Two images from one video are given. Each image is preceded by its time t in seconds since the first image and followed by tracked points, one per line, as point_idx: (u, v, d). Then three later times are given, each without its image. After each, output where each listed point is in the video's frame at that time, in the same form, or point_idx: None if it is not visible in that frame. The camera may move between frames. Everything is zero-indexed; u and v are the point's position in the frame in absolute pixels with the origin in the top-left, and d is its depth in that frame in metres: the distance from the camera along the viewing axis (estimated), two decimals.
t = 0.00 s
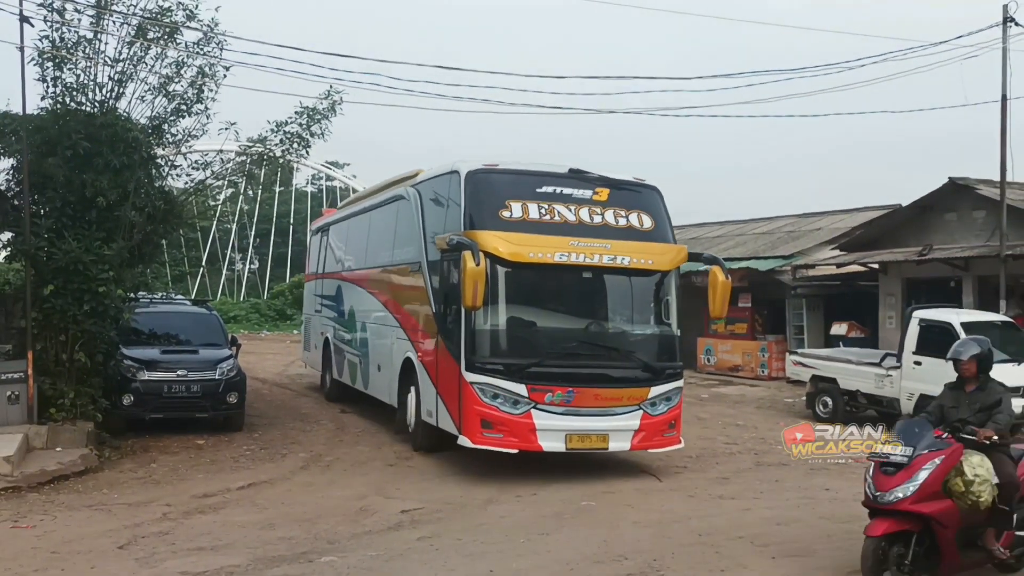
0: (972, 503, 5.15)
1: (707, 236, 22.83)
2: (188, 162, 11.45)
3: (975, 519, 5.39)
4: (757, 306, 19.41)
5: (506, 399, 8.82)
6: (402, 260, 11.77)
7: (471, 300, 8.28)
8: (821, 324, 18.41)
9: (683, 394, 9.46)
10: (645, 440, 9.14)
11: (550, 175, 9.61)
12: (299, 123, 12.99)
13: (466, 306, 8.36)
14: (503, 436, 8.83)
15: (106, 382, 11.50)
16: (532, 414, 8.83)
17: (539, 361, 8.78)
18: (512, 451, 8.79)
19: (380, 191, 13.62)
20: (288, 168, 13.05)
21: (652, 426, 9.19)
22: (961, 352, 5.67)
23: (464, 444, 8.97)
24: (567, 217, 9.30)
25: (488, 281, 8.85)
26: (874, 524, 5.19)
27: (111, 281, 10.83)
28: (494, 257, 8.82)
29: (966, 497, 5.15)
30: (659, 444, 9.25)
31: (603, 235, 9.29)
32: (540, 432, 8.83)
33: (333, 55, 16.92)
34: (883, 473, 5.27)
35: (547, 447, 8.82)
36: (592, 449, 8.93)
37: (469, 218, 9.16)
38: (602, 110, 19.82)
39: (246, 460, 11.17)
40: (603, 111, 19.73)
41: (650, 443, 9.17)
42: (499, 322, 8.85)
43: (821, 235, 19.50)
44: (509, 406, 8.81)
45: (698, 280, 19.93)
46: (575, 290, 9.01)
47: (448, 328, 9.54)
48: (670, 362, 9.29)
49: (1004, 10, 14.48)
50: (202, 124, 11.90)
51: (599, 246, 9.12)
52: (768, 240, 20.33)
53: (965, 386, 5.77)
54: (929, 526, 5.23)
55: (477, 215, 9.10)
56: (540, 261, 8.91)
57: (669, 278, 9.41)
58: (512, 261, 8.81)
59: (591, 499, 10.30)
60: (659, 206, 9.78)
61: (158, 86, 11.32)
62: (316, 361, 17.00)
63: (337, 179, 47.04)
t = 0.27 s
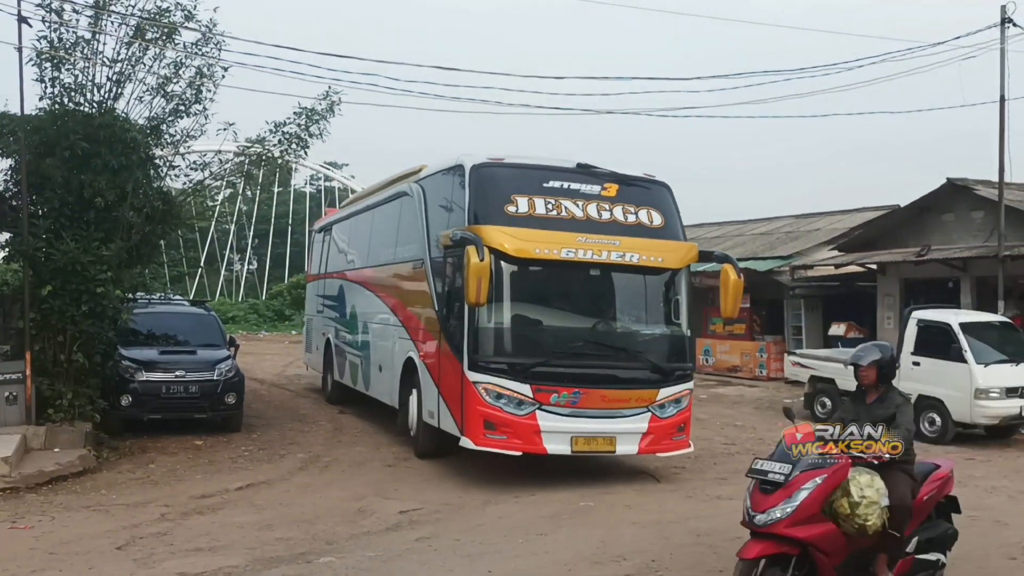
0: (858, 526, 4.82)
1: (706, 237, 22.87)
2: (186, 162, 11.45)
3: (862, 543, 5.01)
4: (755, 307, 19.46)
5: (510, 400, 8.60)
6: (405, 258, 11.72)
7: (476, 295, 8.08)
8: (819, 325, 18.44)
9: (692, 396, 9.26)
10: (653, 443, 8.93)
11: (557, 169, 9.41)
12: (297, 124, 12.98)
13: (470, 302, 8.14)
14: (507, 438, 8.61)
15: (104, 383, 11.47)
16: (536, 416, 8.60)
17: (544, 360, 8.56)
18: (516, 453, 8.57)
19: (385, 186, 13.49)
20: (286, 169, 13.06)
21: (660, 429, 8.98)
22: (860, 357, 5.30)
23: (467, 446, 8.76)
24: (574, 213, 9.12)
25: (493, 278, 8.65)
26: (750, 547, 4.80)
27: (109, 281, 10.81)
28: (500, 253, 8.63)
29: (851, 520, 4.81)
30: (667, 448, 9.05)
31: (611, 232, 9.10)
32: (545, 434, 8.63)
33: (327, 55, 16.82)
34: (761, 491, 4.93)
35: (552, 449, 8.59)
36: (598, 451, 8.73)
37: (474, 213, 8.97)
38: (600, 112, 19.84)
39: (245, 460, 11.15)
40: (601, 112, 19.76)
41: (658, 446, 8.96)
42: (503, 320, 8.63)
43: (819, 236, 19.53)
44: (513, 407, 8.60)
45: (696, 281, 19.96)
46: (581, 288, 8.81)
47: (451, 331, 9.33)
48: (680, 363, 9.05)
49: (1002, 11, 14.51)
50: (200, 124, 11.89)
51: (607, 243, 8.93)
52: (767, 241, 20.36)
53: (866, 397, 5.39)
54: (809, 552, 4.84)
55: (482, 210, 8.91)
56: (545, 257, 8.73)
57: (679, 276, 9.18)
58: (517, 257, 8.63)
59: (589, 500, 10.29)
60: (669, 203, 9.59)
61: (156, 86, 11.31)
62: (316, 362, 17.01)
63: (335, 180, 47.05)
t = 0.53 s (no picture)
0: (725, 547, 4.48)
1: (704, 238, 22.89)
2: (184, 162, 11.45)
3: (727, 564, 4.68)
4: (753, 308, 19.48)
5: (509, 407, 8.37)
6: (404, 258, 11.66)
7: (472, 300, 7.82)
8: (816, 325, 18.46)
9: (698, 401, 8.91)
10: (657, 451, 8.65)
11: (558, 167, 9.18)
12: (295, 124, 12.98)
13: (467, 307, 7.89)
14: (506, 447, 8.37)
15: (101, 383, 11.45)
16: (536, 423, 8.37)
17: (544, 366, 8.33)
18: (515, 462, 8.32)
19: (383, 186, 13.58)
20: (284, 169, 13.06)
21: (665, 436, 8.68)
22: (740, 362, 4.94)
23: (465, 455, 8.53)
24: (575, 212, 8.87)
25: (491, 281, 8.41)
26: (604, 568, 4.40)
27: (106, 282, 10.80)
28: (498, 255, 8.38)
29: (719, 540, 4.46)
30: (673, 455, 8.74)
31: (613, 231, 8.85)
32: (545, 442, 8.39)
33: (322, 54, 16.74)
34: (620, 506, 4.52)
35: (552, 457, 8.35)
36: (600, 460, 8.49)
37: (471, 213, 8.75)
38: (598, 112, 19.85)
39: (242, 461, 11.13)
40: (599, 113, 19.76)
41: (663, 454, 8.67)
42: (502, 324, 8.39)
43: (816, 236, 19.55)
44: (512, 415, 8.36)
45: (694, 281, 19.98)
46: (582, 291, 8.57)
47: (450, 332, 9.23)
48: (685, 367, 8.78)
49: (999, 12, 14.53)
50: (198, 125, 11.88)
51: (609, 244, 8.67)
52: (765, 241, 20.38)
53: (747, 406, 5.08)
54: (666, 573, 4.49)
55: (480, 210, 8.71)
56: (545, 259, 8.48)
57: (684, 277, 8.91)
58: (516, 259, 8.38)
59: (587, 501, 10.28)
60: (674, 201, 9.31)
61: (153, 87, 11.30)
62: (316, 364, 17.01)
63: (333, 180, 47.03)
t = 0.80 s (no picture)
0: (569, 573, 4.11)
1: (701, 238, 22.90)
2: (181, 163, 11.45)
3: None
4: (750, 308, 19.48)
5: (506, 415, 7.92)
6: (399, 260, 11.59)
7: (464, 305, 7.49)
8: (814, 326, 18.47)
9: (703, 403, 8.41)
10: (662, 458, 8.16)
11: (553, 165, 8.81)
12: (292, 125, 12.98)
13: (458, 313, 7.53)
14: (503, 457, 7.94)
15: (98, 384, 11.42)
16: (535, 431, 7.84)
17: (540, 371, 7.85)
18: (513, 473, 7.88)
19: (377, 186, 13.57)
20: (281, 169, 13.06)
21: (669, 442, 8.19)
22: (604, 367, 4.57)
23: (462, 466, 8.12)
24: (571, 211, 8.48)
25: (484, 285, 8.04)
26: None
27: (103, 282, 10.78)
28: (492, 258, 8.02)
29: (561, 565, 4.10)
30: (677, 462, 8.24)
31: (611, 230, 8.44)
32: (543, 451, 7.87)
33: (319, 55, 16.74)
34: (451, 529, 4.13)
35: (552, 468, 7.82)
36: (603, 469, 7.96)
37: (463, 214, 8.40)
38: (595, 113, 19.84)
39: (238, 461, 11.11)
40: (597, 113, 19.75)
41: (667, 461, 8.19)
42: (500, 329, 8.02)
43: (814, 237, 19.56)
44: (509, 423, 7.91)
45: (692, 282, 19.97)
46: (581, 292, 8.14)
47: (444, 328, 9.05)
48: (691, 370, 8.27)
49: (996, 13, 14.55)
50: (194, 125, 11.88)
51: (607, 242, 8.25)
52: (762, 242, 20.38)
53: (611, 414, 4.70)
54: None
55: (472, 211, 8.36)
56: (540, 260, 8.07)
57: (687, 275, 8.47)
58: (510, 261, 7.99)
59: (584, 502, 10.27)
60: (674, 197, 8.93)
61: (150, 87, 11.30)
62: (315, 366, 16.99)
63: (330, 181, 47.01)
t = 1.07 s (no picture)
0: None
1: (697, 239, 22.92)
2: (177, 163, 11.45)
3: None
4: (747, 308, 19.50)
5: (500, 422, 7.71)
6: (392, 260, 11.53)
7: (452, 308, 7.18)
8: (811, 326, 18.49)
9: (705, 407, 8.32)
10: (663, 462, 8.03)
11: (546, 160, 8.52)
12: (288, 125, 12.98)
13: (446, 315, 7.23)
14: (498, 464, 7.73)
15: (94, 385, 11.38)
16: (530, 438, 7.70)
17: (537, 375, 7.66)
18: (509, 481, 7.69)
19: (371, 185, 13.49)
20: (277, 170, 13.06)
21: (670, 446, 8.08)
22: (443, 369, 4.23)
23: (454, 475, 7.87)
24: (565, 208, 8.22)
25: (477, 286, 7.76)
26: None
27: (99, 283, 10.75)
28: (485, 258, 7.72)
29: None
30: (679, 466, 8.13)
31: (607, 227, 8.20)
32: (539, 457, 7.73)
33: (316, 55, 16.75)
34: (246, 560, 3.76)
35: (547, 474, 7.71)
36: (600, 475, 7.81)
37: (454, 212, 8.10)
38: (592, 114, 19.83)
39: (235, 462, 11.09)
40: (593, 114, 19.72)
41: (668, 465, 8.06)
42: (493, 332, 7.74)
43: (810, 238, 19.58)
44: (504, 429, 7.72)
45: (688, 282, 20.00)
46: (577, 292, 7.95)
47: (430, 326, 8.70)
48: (691, 370, 8.15)
49: (992, 14, 14.59)
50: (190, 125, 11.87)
51: (602, 241, 8.01)
52: (759, 242, 20.41)
53: (447, 423, 4.34)
54: None
55: (463, 208, 8.06)
56: (534, 259, 7.83)
57: (686, 273, 8.34)
58: (504, 261, 7.73)
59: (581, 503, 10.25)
60: (672, 192, 8.69)
61: (146, 87, 11.29)
62: (315, 367, 16.99)
63: (326, 181, 46.98)
